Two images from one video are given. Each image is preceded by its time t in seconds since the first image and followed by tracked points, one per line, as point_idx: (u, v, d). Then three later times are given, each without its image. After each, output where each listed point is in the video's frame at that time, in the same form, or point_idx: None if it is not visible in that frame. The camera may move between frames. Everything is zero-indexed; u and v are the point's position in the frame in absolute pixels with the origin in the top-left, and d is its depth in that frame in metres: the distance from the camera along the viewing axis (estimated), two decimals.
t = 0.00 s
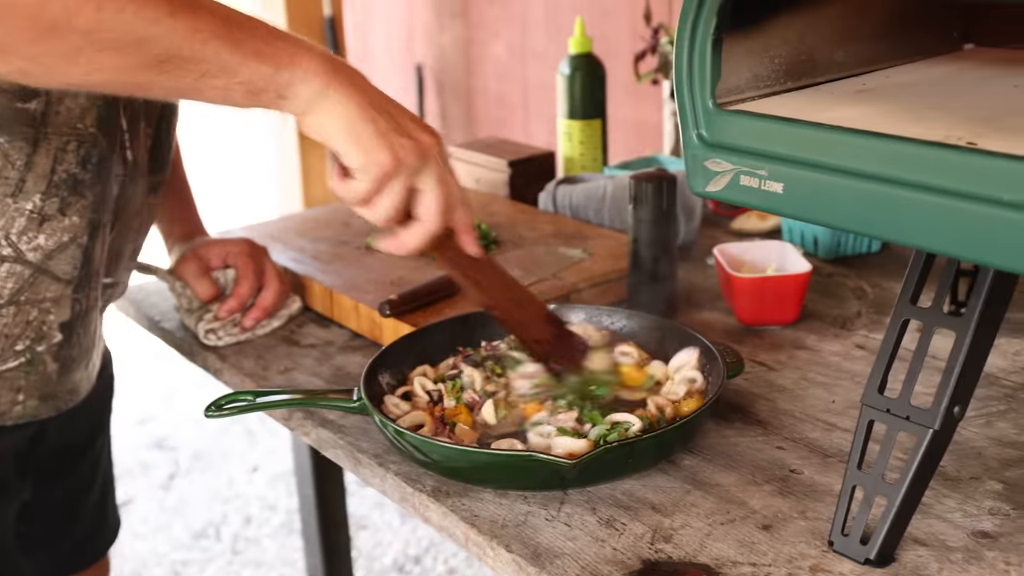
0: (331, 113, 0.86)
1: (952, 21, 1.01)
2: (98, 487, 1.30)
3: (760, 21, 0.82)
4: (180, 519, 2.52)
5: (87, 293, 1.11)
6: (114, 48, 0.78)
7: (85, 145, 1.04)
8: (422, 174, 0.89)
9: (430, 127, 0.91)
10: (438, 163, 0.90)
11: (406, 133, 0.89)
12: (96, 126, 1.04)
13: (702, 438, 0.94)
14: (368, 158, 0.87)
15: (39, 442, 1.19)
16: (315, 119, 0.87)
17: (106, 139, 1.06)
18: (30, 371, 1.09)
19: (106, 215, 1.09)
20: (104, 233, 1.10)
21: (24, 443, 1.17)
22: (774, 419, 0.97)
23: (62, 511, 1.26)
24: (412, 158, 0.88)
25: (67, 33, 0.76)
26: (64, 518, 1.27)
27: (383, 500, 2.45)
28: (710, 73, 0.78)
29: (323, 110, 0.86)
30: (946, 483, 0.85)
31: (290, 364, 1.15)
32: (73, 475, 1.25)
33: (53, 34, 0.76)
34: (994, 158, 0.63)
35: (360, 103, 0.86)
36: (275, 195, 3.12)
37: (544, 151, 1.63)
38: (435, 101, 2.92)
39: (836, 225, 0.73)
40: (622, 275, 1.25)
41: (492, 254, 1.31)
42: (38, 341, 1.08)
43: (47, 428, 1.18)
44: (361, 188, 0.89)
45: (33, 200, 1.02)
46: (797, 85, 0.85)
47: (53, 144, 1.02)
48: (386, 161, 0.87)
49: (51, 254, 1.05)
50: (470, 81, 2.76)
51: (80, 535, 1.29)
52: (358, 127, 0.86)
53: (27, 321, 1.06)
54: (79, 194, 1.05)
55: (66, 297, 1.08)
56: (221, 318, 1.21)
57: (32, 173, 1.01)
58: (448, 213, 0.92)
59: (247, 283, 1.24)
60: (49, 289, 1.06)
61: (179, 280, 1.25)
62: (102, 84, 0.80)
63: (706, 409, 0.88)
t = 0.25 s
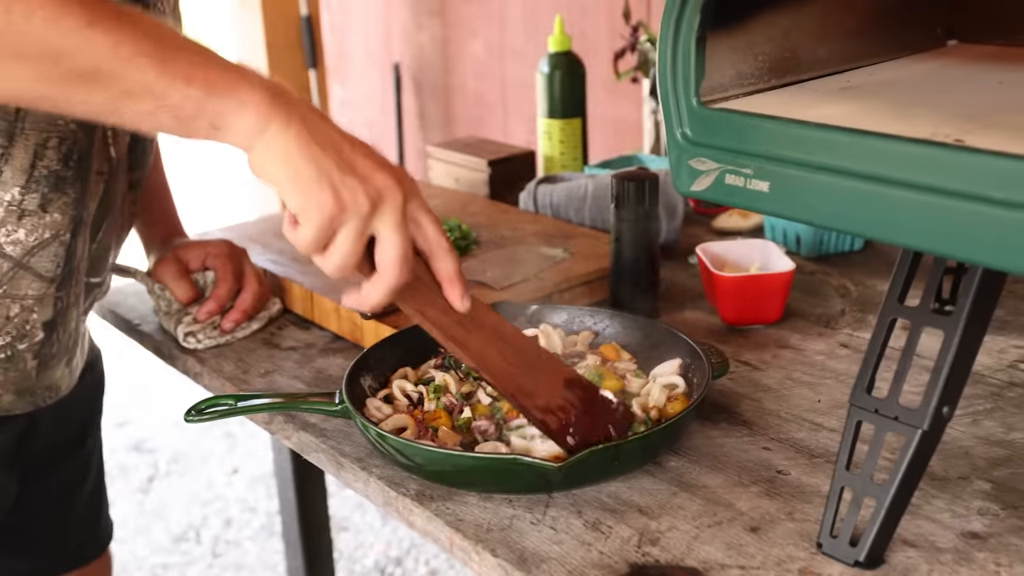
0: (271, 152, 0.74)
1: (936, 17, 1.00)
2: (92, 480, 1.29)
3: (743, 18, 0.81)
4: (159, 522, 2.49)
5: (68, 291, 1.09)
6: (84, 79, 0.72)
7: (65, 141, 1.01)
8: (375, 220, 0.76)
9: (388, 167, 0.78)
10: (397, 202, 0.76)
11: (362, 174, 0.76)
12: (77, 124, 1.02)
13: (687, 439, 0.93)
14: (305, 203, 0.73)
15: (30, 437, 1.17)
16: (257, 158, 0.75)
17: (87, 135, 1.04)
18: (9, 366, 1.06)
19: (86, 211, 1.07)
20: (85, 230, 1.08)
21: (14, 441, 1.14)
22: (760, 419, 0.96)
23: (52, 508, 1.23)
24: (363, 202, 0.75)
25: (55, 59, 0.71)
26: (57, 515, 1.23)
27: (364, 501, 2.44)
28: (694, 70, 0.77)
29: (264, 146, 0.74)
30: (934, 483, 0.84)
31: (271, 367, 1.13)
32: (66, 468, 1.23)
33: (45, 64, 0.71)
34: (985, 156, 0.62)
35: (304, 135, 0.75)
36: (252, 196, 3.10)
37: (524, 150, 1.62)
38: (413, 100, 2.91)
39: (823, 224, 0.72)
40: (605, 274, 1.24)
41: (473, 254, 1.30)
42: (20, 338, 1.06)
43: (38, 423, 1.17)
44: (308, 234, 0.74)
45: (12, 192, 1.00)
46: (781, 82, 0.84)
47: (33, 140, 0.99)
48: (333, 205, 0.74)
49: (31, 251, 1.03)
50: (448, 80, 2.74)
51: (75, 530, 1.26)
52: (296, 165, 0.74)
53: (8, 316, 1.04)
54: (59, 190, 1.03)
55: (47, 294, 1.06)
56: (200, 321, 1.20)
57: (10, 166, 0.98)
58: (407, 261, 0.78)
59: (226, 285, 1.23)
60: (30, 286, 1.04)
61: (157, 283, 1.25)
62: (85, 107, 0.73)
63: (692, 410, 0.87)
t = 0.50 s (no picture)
0: (172, 83, 0.83)
1: (920, 19, 1.00)
2: (88, 474, 1.28)
3: (730, 20, 0.81)
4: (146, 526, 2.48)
5: (44, 283, 1.11)
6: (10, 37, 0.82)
7: (27, 132, 1.05)
8: (283, 134, 0.84)
9: (285, 105, 0.87)
10: (295, 123, 0.85)
11: (257, 95, 0.85)
12: (39, 115, 1.06)
13: (676, 442, 0.93)
14: (213, 117, 0.83)
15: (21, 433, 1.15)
16: (160, 88, 0.84)
17: (53, 126, 1.07)
18: None
19: (59, 203, 1.10)
20: (59, 224, 1.11)
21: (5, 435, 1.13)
22: (748, 422, 0.96)
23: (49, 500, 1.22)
24: (265, 118, 0.84)
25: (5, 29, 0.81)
26: (52, 507, 1.23)
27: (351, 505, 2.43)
28: (680, 74, 0.77)
29: (165, 84, 0.84)
30: (923, 485, 0.84)
31: (257, 372, 1.12)
32: (63, 461, 1.22)
33: None
34: (976, 157, 0.62)
35: (205, 68, 0.84)
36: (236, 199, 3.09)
37: (510, 153, 1.62)
38: (397, 103, 2.90)
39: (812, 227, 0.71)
40: (591, 277, 1.24)
41: (460, 257, 1.30)
42: None
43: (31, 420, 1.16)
44: (218, 157, 0.83)
45: None
46: (768, 85, 0.84)
47: None
48: (241, 120, 0.83)
49: None
50: (432, 83, 2.74)
51: (69, 523, 1.25)
52: (201, 89, 0.83)
53: None
54: (24, 180, 1.06)
55: (19, 285, 1.09)
56: (186, 325, 1.19)
57: None
58: (319, 181, 0.86)
59: (212, 288, 1.22)
60: None
61: (143, 287, 1.23)
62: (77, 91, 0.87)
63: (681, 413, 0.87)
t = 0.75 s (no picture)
0: (105, 138, 0.86)
1: (913, 14, 0.99)
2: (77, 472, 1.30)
3: (720, 16, 0.80)
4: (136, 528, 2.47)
5: (29, 282, 1.12)
6: None
7: (16, 133, 1.08)
8: (214, 194, 0.87)
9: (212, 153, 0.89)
10: (226, 182, 0.87)
11: (194, 156, 0.87)
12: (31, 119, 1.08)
13: (668, 443, 0.92)
14: (145, 176, 0.85)
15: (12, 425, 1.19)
16: (95, 142, 0.87)
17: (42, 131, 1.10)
18: None
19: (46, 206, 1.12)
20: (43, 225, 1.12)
21: None
22: (740, 422, 0.95)
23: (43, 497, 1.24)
24: (197, 177, 0.86)
25: None
26: (47, 503, 1.25)
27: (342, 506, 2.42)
28: (670, 71, 0.76)
29: (100, 134, 0.86)
30: (918, 485, 0.84)
31: (245, 373, 1.11)
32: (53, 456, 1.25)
33: None
34: (969, 155, 0.61)
35: (137, 120, 0.87)
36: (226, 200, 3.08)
37: (500, 153, 1.61)
38: (387, 103, 2.90)
39: (804, 225, 0.71)
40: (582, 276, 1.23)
41: (449, 257, 1.29)
42: None
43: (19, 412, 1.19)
44: (146, 216, 0.86)
45: None
46: (759, 82, 0.83)
47: None
48: (166, 183, 0.85)
49: None
50: (422, 82, 2.73)
51: (65, 521, 1.27)
52: (131, 144, 0.86)
53: None
54: (12, 179, 1.09)
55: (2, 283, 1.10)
56: (173, 327, 1.18)
57: None
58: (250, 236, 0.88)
59: (198, 289, 1.21)
60: None
61: (130, 287, 1.23)
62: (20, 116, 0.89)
63: (672, 413, 0.86)
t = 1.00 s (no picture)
0: (224, 86, 0.83)
1: (908, 11, 0.99)
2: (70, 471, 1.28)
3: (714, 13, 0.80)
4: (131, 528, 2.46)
5: (25, 284, 1.11)
6: (58, 53, 0.80)
7: (10, 137, 1.05)
8: (337, 138, 0.84)
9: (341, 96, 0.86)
10: (351, 126, 0.85)
11: (311, 96, 0.84)
12: (21, 117, 1.05)
13: (663, 442, 0.92)
14: (266, 123, 0.82)
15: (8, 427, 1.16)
16: (214, 90, 0.84)
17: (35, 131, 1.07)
18: None
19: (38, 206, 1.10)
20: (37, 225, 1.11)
21: None
22: (736, 421, 0.95)
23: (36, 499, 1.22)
24: (318, 124, 0.83)
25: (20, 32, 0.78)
26: (39, 504, 1.23)
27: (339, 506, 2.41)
28: (664, 67, 0.75)
29: (221, 80, 0.83)
30: (914, 484, 0.83)
31: (238, 373, 1.11)
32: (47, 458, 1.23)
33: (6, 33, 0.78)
34: (964, 150, 0.60)
35: (258, 68, 0.83)
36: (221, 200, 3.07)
37: (495, 152, 1.60)
38: (383, 102, 2.89)
39: (799, 222, 0.70)
40: (576, 276, 1.22)
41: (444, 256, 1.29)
42: None
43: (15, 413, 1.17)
44: (266, 162, 0.84)
45: None
46: (753, 79, 0.83)
47: None
48: (287, 124, 0.82)
49: None
50: (418, 82, 2.72)
51: (55, 522, 1.25)
52: (252, 95, 0.82)
53: None
54: (7, 183, 1.06)
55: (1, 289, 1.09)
56: (166, 326, 1.17)
57: None
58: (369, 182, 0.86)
59: (192, 288, 1.20)
60: None
61: (123, 287, 1.21)
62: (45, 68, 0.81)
63: (667, 412, 0.85)
